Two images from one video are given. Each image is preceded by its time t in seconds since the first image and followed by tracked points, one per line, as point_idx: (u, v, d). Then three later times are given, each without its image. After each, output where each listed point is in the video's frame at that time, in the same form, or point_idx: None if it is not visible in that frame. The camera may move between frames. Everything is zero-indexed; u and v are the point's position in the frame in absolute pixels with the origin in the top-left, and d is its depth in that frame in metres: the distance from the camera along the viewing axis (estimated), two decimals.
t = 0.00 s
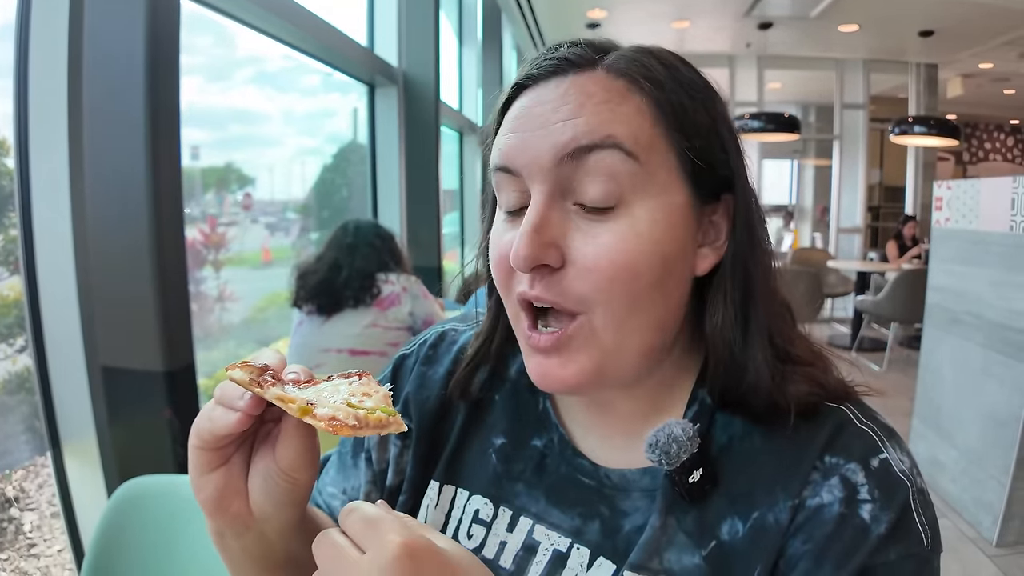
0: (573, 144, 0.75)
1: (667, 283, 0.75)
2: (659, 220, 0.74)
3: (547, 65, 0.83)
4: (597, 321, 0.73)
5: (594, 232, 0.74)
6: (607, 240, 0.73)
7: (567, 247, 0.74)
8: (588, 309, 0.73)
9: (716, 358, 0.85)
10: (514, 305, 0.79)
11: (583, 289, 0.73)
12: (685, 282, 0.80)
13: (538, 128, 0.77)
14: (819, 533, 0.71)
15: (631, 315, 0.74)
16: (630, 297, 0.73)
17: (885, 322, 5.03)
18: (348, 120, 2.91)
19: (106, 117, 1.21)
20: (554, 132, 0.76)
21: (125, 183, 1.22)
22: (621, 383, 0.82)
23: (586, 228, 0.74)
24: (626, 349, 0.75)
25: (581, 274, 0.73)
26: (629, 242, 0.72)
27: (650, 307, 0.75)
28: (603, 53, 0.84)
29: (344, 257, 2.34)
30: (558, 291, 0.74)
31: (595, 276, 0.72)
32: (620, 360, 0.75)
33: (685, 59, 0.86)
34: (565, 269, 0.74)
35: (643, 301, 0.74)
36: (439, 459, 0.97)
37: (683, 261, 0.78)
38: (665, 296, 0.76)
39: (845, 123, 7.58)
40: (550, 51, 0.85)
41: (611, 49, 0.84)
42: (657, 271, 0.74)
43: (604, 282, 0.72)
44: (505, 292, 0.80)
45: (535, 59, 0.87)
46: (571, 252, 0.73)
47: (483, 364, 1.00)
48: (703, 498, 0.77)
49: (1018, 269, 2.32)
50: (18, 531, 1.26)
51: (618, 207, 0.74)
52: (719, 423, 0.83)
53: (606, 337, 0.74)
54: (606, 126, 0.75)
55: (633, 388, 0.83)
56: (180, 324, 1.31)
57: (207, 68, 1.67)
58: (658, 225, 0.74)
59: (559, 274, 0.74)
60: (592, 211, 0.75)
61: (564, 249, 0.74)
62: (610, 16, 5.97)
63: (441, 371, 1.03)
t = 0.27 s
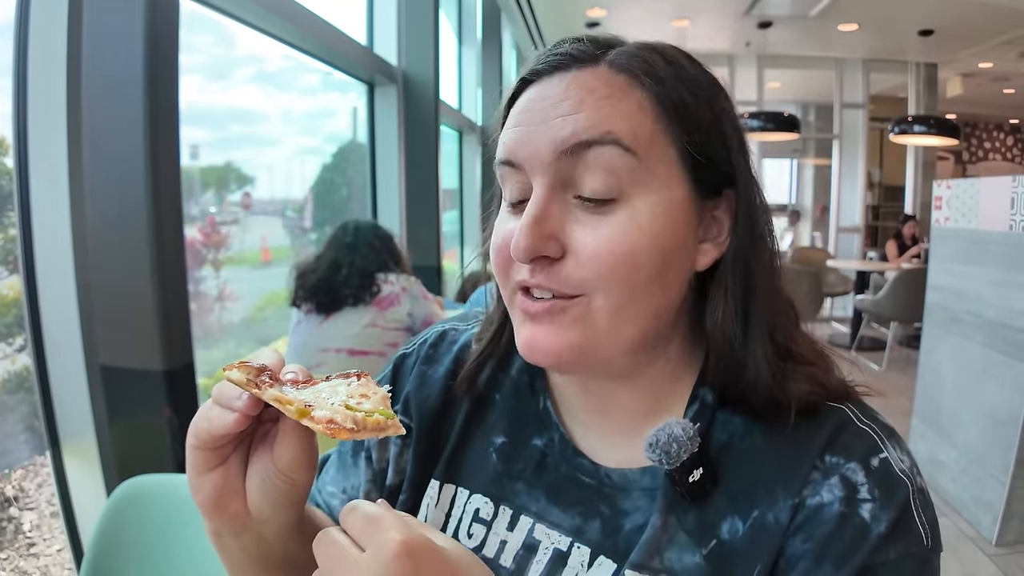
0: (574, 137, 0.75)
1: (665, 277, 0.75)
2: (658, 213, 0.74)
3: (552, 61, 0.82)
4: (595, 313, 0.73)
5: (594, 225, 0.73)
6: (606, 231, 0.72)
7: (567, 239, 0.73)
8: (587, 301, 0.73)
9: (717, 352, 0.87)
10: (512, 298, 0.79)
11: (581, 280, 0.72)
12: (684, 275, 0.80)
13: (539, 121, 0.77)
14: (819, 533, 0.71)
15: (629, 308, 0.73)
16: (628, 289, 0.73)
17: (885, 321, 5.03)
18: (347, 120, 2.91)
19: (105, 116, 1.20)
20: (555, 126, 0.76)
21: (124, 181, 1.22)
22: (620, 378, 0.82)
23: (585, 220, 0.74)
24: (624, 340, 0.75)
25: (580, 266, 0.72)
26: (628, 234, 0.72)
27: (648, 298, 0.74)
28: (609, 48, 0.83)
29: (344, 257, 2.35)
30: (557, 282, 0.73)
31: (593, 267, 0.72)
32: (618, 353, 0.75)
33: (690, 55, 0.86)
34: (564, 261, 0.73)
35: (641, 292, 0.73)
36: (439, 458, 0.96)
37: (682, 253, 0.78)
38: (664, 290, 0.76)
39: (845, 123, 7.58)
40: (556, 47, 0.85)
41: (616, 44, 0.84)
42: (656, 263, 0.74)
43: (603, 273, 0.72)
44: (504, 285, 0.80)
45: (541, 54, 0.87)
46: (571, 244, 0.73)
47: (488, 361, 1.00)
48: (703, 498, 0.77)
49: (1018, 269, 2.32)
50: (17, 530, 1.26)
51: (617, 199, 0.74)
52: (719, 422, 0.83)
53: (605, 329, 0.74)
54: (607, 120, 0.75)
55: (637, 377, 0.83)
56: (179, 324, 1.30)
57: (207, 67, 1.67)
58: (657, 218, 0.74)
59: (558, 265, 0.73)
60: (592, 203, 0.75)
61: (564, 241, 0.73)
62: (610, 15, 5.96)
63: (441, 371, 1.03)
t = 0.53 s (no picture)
0: (604, 131, 0.75)
1: (691, 267, 0.77)
2: (685, 206, 0.76)
3: (566, 56, 0.82)
4: (627, 306, 0.74)
5: (624, 217, 0.74)
6: (639, 221, 0.73)
7: (598, 232, 0.74)
8: (620, 293, 0.74)
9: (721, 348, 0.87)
10: (533, 291, 0.79)
11: (616, 272, 0.73)
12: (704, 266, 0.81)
13: (565, 114, 0.77)
14: (818, 532, 0.72)
15: (660, 298, 0.74)
16: (661, 280, 0.74)
17: (884, 320, 5.03)
18: (347, 119, 2.91)
19: (104, 115, 1.20)
20: (584, 119, 0.76)
21: (124, 180, 1.22)
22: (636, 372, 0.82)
23: (615, 212, 0.75)
24: (655, 332, 0.76)
25: (613, 258, 0.73)
26: (660, 224, 0.74)
27: (678, 288, 0.76)
28: (621, 44, 0.83)
29: (344, 256, 2.34)
30: (591, 275, 0.73)
31: (629, 258, 0.72)
32: (648, 345, 0.76)
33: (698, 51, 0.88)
34: (596, 253, 0.74)
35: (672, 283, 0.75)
36: (438, 458, 0.96)
37: (704, 245, 0.79)
38: (689, 280, 0.77)
39: (844, 122, 7.58)
40: (568, 41, 0.85)
41: (626, 41, 0.84)
42: (684, 254, 0.75)
43: (637, 265, 0.72)
44: (524, 278, 0.79)
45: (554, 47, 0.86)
46: (603, 236, 0.74)
47: (485, 363, 1.00)
48: (703, 497, 0.77)
49: (1017, 268, 2.32)
50: (16, 530, 1.27)
51: (645, 191, 0.75)
52: (719, 421, 0.83)
53: (638, 320, 0.74)
54: (635, 114, 0.75)
55: (648, 377, 0.84)
56: (178, 324, 1.30)
57: (206, 66, 1.67)
58: (683, 210, 0.75)
59: (592, 259, 0.73)
60: (621, 197, 0.75)
61: (595, 234, 0.74)
62: (609, 14, 5.95)
63: (440, 370, 1.03)
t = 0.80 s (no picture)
0: (610, 131, 0.75)
1: (693, 265, 0.78)
2: (688, 206, 0.77)
3: (568, 53, 0.82)
4: (631, 306, 0.74)
5: (629, 217, 0.74)
6: (646, 221, 0.74)
7: (604, 230, 0.74)
8: (625, 292, 0.74)
9: (719, 348, 0.87)
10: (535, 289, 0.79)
11: (621, 272, 0.74)
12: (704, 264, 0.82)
13: (569, 112, 0.76)
14: (816, 531, 0.72)
15: (665, 296, 0.75)
16: (666, 280, 0.75)
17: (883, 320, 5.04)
18: (346, 118, 2.90)
19: (103, 114, 1.20)
20: (589, 118, 0.75)
21: (124, 179, 1.22)
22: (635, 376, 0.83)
23: (619, 212, 0.75)
24: (660, 330, 0.77)
25: (619, 257, 0.73)
26: (665, 224, 0.74)
27: (682, 287, 0.77)
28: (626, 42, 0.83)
29: (345, 254, 2.33)
30: (597, 273, 0.74)
31: (636, 258, 0.73)
32: (652, 343, 0.77)
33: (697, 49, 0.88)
34: (602, 252, 0.74)
35: (676, 282, 0.76)
36: (437, 458, 0.96)
37: (706, 244, 0.80)
38: (691, 278, 0.78)
39: (844, 121, 7.58)
40: (571, 38, 0.84)
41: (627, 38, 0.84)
42: (688, 254, 0.76)
43: (643, 265, 0.73)
44: (526, 276, 0.80)
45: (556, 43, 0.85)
46: (609, 235, 0.74)
47: (484, 364, 1.00)
48: (701, 496, 0.77)
49: (1017, 267, 2.32)
50: (16, 529, 1.27)
51: (650, 191, 0.76)
52: (717, 420, 0.83)
53: (643, 319, 0.75)
54: (640, 114, 0.76)
55: (648, 379, 0.84)
56: (177, 323, 1.30)
57: (206, 65, 1.67)
58: (687, 209, 0.76)
59: (597, 258, 0.74)
60: (624, 196, 0.76)
61: (601, 233, 0.74)
62: (609, 13, 5.95)
63: (439, 370, 1.03)
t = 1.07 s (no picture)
0: (600, 137, 0.75)
1: (685, 268, 0.77)
2: (681, 208, 0.76)
3: (556, 57, 0.81)
4: (626, 310, 0.74)
5: (621, 221, 0.74)
6: (638, 225, 0.74)
7: (595, 235, 0.74)
8: (619, 297, 0.74)
9: (716, 351, 0.88)
10: (527, 295, 0.79)
11: (615, 276, 0.74)
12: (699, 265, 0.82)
13: (557, 120, 0.76)
14: (816, 531, 0.72)
15: (658, 300, 0.75)
16: (660, 283, 0.74)
17: (883, 319, 5.04)
18: (345, 117, 2.90)
19: (101, 115, 1.20)
20: (578, 124, 0.75)
21: (121, 180, 1.21)
22: (630, 373, 0.83)
23: (611, 216, 0.75)
24: (653, 333, 0.77)
25: (611, 261, 0.73)
26: (658, 227, 0.74)
27: (677, 289, 0.77)
28: (612, 44, 0.83)
29: (344, 253, 2.33)
30: (589, 278, 0.74)
31: (629, 263, 0.73)
32: (647, 344, 0.77)
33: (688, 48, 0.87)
34: (594, 257, 0.74)
35: (671, 284, 0.76)
36: (435, 459, 0.96)
37: (700, 246, 0.80)
38: (683, 281, 0.78)
39: (843, 120, 7.59)
40: (558, 41, 0.84)
41: (616, 40, 0.84)
42: (682, 256, 0.76)
43: (636, 269, 0.73)
44: (517, 282, 0.80)
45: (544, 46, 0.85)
46: (600, 239, 0.74)
47: (479, 368, 0.99)
48: (697, 497, 0.77)
49: (1016, 266, 2.32)
50: (15, 528, 1.28)
51: (642, 195, 0.76)
52: (713, 420, 0.83)
53: (636, 323, 0.75)
54: (630, 118, 0.75)
55: (642, 378, 0.84)
56: (177, 322, 1.30)
57: (206, 65, 1.68)
58: (680, 212, 0.76)
59: (589, 263, 0.74)
60: (616, 200, 0.76)
61: (593, 239, 0.74)
62: (608, 12, 5.94)
63: (435, 371, 1.03)
